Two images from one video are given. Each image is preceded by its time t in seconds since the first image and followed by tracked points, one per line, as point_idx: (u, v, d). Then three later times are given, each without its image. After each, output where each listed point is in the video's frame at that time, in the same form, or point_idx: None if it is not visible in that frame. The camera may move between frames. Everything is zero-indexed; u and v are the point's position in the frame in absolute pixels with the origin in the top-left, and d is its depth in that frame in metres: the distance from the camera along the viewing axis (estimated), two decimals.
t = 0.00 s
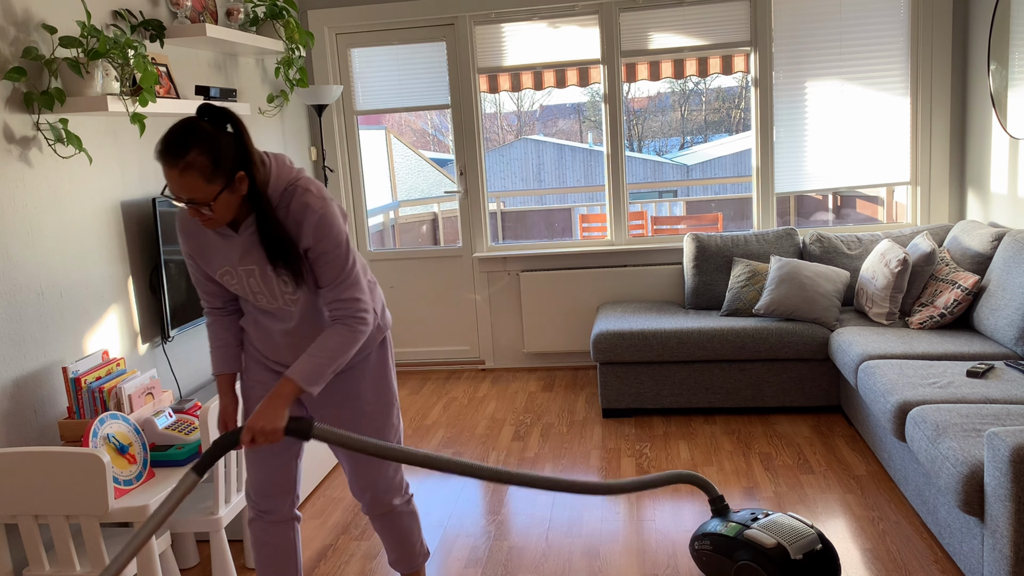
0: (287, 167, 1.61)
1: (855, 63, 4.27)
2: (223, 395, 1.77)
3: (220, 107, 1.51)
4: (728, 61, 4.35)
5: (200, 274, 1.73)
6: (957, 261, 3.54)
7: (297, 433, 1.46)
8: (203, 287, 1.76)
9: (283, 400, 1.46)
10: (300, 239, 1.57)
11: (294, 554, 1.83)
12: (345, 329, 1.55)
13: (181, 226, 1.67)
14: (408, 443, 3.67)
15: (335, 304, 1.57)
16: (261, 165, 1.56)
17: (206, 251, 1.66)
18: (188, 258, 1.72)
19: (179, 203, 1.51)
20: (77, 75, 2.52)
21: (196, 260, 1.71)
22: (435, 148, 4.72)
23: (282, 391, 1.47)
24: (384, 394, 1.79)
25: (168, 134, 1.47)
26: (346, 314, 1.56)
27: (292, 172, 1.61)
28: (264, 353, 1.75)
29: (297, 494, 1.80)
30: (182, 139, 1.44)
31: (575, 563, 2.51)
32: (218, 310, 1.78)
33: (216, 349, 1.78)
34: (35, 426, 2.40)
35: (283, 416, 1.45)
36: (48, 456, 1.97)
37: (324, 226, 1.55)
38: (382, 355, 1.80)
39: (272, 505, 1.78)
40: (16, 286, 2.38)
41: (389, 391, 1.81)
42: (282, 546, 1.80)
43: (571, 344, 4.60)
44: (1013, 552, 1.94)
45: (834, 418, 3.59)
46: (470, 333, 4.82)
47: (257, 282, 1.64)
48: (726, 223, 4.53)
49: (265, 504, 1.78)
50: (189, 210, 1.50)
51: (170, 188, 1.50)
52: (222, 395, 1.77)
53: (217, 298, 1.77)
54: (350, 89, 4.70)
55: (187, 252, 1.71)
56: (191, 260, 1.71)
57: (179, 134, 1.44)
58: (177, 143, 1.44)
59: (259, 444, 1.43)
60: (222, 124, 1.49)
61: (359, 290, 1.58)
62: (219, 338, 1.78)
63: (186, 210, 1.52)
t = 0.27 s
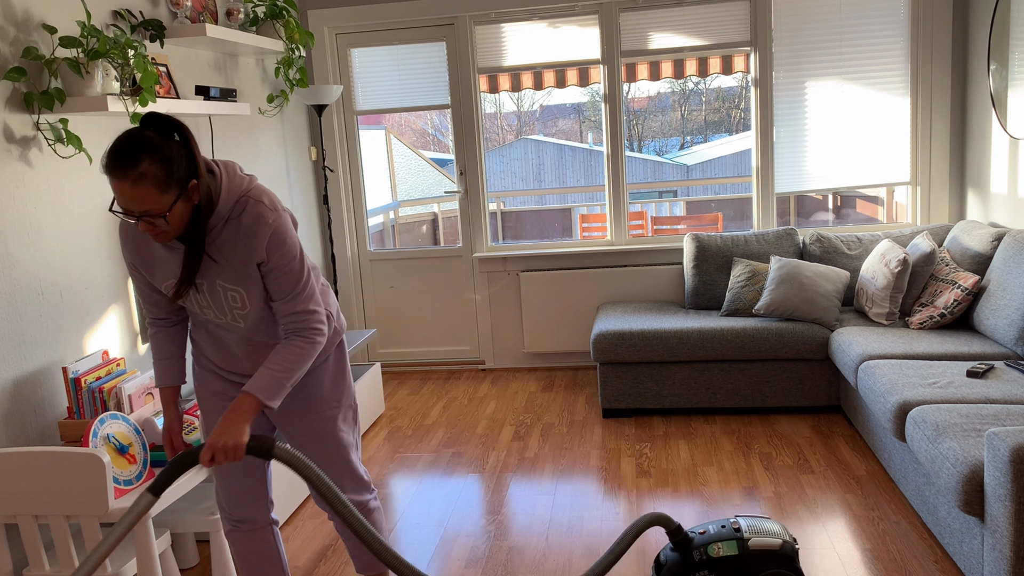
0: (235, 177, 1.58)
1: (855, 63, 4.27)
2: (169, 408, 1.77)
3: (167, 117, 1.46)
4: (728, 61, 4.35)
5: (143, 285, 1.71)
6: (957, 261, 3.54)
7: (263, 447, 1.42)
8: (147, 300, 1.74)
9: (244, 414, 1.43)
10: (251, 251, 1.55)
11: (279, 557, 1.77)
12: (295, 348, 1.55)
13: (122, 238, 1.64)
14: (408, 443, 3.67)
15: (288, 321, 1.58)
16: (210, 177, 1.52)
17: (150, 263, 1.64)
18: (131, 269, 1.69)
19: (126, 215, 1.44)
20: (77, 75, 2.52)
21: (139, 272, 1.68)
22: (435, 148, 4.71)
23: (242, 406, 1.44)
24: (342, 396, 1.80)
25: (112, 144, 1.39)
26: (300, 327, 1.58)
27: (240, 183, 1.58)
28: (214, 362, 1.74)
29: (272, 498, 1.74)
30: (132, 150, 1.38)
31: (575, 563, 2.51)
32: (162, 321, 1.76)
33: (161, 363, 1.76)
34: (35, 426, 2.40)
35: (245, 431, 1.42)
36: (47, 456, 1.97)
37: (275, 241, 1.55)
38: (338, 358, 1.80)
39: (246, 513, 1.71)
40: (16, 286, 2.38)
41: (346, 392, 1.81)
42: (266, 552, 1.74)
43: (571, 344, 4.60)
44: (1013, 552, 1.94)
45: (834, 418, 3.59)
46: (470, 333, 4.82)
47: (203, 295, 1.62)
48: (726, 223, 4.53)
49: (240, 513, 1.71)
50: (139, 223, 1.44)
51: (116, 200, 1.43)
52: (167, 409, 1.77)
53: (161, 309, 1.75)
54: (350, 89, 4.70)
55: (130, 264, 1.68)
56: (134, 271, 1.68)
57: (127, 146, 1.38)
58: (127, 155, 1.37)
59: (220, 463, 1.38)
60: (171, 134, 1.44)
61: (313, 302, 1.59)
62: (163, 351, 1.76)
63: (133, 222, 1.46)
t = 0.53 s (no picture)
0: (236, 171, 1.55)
1: (855, 63, 4.26)
2: (166, 417, 1.66)
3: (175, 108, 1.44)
4: (728, 61, 4.35)
5: (133, 284, 1.63)
6: (957, 261, 3.54)
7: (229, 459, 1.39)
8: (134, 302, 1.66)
9: (212, 423, 1.40)
10: (251, 245, 1.52)
11: (275, 557, 1.76)
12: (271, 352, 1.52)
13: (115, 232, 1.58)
14: (408, 443, 3.67)
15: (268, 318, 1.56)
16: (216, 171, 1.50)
17: (144, 259, 1.57)
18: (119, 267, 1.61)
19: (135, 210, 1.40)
20: (77, 75, 2.52)
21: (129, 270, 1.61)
22: (435, 148, 4.71)
23: (212, 413, 1.41)
24: (332, 392, 1.79)
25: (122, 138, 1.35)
26: (286, 326, 1.55)
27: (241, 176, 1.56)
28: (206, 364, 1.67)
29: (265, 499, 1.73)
30: (149, 140, 1.35)
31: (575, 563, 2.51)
32: (150, 328, 1.68)
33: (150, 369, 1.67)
34: (35, 426, 2.40)
35: (212, 439, 1.39)
36: (48, 456, 1.97)
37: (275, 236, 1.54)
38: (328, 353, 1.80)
39: (242, 514, 1.70)
40: (16, 286, 2.38)
41: (336, 390, 1.80)
42: (261, 552, 1.73)
43: (571, 344, 4.60)
44: (1013, 553, 1.94)
45: (834, 418, 3.59)
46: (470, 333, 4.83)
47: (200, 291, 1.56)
48: (726, 223, 4.53)
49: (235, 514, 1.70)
50: (151, 219, 1.40)
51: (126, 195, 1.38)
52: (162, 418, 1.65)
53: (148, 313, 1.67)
54: (350, 89, 4.70)
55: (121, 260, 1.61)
56: (125, 269, 1.61)
57: (143, 138, 1.34)
58: (143, 147, 1.34)
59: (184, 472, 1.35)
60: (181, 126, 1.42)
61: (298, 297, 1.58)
62: (151, 357, 1.67)
63: (142, 217, 1.42)
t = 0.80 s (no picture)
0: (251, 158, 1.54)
1: (856, 63, 4.26)
2: (155, 417, 1.64)
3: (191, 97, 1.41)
4: (728, 61, 4.35)
5: (132, 282, 1.54)
6: (957, 261, 3.54)
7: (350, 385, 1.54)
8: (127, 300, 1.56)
9: (327, 357, 1.54)
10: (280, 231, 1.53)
11: (275, 559, 1.73)
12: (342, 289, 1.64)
13: (121, 225, 1.49)
14: (408, 443, 3.67)
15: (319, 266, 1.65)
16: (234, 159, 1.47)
17: (152, 257, 1.50)
18: (118, 262, 1.52)
19: (170, 201, 1.35)
20: (77, 75, 2.52)
21: (131, 265, 1.52)
22: (435, 148, 4.71)
23: (320, 351, 1.54)
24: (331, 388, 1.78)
25: (156, 129, 1.30)
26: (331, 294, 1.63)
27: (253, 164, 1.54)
28: (203, 370, 1.60)
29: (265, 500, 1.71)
30: (188, 127, 1.32)
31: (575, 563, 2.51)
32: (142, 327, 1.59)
33: (141, 372, 1.59)
34: (35, 426, 2.40)
35: (331, 370, 1.52)
36: (47, 456, 1.97)
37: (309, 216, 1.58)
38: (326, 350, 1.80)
39: (243, 516, 1.67)
40: (16, 287, 2.38)
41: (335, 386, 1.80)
42: (262, 554, 1.71)
43: (571, 344, 4.60)
44: (1013, 552, 1.93)
45: (834, 418, 3.59)
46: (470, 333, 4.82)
47: (219, 290, 1.52)
48: (726, 223, 4.53)
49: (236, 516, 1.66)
50: (188, 208, 1.36)
51: (163, 187, 1.33)
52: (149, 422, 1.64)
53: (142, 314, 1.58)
54: (350, 89, 4.70)
55: (121, 255, 1.51)
56: (125, 264, 1.52)
57: (181, 128, 1.30)
58: (184, 135, 1.30)
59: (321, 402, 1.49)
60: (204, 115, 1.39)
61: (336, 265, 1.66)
62: (144, 358, 1.59)
63: (177, 210, 1.36)
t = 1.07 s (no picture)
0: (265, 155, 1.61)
1: (855, 63, 4.27)
2: (182, 425, 1.54)
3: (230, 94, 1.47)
4: (728, 61, 4.35)
5: (153, 287, 1.48)
6: (957, 261, 3.54)
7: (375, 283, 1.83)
8: (140, 312, 1.49)
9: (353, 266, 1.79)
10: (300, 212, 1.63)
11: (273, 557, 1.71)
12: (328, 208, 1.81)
13: (148, 228, 1.44)
14: (408, 443, 3.67)
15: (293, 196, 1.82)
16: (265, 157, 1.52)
17: (182, 253, 1.47)
18: (138, 267, 1.46)
19: (208, 188, 1.38)
20: (77, 75, 2.52)
21: (156, 268, 1.46)
22: (435, 148, 4.71)
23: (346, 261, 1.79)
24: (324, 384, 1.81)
25: (201, 114, 1.35)
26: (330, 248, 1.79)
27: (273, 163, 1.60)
28: (216, 369, 1.59)
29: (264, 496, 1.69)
30: (236, 115, 1.37)
31: (575, 562, 2.51)
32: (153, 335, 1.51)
33: (157, 383, 1.51)
34: (35, 426, 2.40)
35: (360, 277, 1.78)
36: (47, 456, 1.97)
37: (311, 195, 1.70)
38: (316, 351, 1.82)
39: (247, 516, 1.66)
40: (16, 287, 2.38)
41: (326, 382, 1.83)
42: (262, 553, 1.68)
43: (571, 344, 4.60)
44: (1013, 552, 1.94)
45: (834, 418, 3.59)
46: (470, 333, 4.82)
47: (252, 277, 1.54)
48: (726, 223, 4.53)
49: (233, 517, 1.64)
50: (224, 195, 1.39)
51: (203, 172, 1.36)
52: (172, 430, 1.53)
53: (158, 322, 1.51)
54: (350, 89, 4.70)
55: (142, 259, 1.45)
56: (151, 268, 1.46)
57: (228, 116, 1.35)
58: (232, 121, 1.36)
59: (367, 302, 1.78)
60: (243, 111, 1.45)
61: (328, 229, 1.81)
62: (160, 367, 1.52)
63: (211, 195, 1.39)
